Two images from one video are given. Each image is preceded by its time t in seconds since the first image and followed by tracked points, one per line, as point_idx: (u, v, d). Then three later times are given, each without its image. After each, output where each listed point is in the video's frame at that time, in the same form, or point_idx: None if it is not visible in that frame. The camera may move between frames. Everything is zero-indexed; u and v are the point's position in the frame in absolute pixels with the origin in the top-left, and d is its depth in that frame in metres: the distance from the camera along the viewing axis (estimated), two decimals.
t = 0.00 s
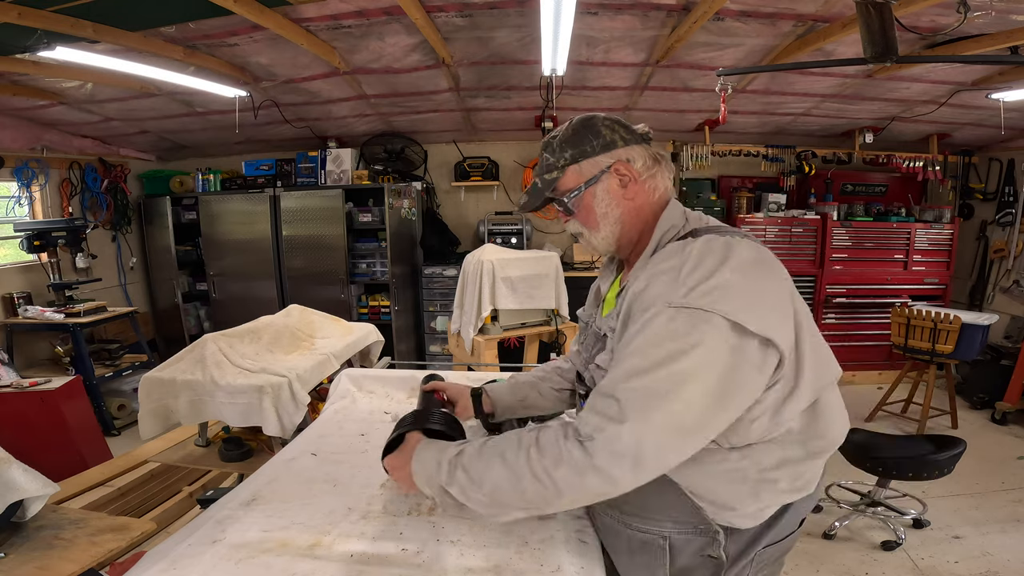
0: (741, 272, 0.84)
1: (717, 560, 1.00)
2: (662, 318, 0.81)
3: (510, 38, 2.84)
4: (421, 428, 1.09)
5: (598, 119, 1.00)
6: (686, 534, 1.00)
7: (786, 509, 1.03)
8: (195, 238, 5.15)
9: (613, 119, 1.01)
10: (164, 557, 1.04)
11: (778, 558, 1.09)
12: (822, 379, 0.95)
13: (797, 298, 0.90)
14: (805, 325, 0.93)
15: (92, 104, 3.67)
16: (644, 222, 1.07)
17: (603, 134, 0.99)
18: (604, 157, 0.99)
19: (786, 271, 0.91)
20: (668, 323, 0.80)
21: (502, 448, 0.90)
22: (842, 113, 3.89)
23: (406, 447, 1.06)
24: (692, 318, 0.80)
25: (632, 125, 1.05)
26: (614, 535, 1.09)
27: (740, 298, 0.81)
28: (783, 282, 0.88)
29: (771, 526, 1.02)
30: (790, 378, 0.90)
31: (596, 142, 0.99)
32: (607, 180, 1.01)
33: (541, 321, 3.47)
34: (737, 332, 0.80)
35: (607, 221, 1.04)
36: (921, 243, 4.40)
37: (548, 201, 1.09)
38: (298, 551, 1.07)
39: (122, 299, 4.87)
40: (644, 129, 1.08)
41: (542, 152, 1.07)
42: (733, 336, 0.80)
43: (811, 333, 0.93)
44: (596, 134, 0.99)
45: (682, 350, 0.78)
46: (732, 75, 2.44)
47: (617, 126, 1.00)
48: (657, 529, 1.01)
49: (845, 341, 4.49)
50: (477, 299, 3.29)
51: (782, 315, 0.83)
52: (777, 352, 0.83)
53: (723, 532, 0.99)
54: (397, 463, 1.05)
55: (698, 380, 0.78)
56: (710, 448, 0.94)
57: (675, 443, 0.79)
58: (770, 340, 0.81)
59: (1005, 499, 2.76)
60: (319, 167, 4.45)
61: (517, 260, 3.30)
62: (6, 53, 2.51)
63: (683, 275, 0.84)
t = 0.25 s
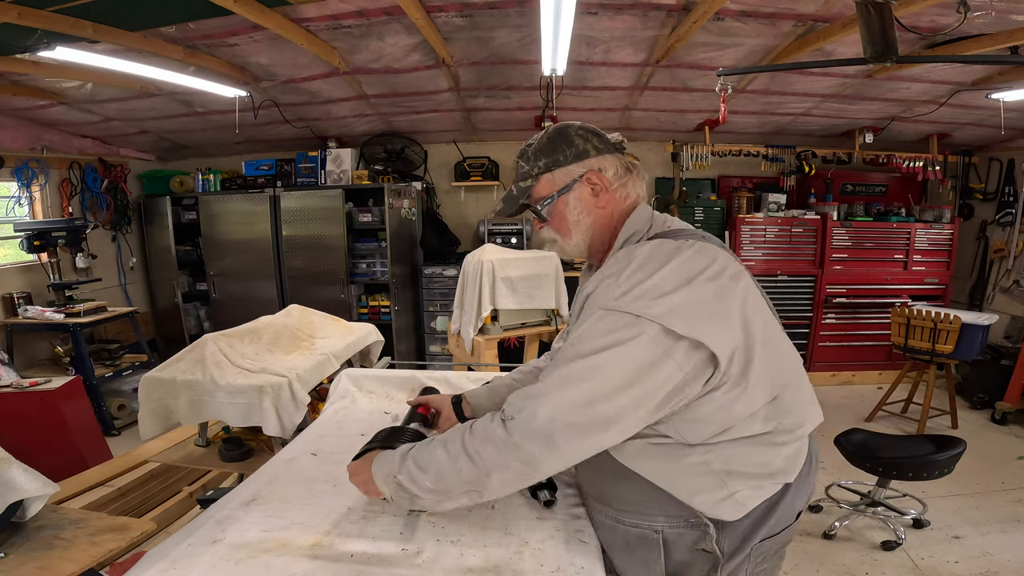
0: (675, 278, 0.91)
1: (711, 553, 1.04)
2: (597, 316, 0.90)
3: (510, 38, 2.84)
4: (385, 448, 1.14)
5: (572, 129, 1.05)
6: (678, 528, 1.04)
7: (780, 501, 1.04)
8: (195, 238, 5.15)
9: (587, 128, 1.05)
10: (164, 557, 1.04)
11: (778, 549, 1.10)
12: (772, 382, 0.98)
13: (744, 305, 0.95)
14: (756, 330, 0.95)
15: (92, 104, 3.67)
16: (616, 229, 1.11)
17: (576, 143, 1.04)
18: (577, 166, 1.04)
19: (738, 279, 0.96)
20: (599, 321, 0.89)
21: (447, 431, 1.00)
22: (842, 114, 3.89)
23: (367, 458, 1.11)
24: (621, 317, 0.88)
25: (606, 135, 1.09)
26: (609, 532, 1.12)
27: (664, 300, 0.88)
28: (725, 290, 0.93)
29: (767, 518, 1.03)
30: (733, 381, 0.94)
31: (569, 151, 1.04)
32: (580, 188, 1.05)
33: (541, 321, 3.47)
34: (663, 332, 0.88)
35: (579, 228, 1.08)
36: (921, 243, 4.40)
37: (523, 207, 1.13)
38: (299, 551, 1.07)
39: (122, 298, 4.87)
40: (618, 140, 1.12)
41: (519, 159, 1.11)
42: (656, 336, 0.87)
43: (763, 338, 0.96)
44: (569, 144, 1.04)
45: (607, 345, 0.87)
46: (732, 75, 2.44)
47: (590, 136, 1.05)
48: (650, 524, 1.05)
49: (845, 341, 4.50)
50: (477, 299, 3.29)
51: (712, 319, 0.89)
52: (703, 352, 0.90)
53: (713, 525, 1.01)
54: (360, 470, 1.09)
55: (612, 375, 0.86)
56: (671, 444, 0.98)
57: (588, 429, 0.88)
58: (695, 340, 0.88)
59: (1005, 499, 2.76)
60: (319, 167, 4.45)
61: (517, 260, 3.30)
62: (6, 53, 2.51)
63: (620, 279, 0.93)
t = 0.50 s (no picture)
0: (648, 279, 0.92)
1: (696, 549, 1.04)
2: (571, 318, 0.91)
3: (510, 38, 2.84)
4: (379, 460, 1.14)
5: (553, 135, 1.05)
6: (663, 523, 1.04)
7: (763, 497, 1.03)
8: (195, 238, 5.15)
9: (568, 134, 1.05)
10: (165, 557, 1.04)
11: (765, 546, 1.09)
12: (744, 380, 0.98)
13: (719, 305, 0.94)
14: (728, 329, 0.95)
15: (92, 104, 3.67)
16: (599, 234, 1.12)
17: (557, 150, 1.04)
18: (558, 173, 1.04)
19: (711, 279, 0.96)
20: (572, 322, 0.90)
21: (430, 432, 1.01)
22: (842, 114, 3.89)
23: (361, 470, 1.12)
24: (593, 318, 0.89)
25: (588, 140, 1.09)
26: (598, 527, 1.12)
27: (633, 300, 0.89)
28: (698, 291, 0.93)
29: (751, 515, 1.02)
30: (705, 378, 0.93)
31: (550, 158, 1.04)
32: (561, 194, 1.06)
33: (541, 321, 3.47)
34: (633, 332, 0.88)
35: (562, 233, 1.09)
36: (921, 243, 4.40)
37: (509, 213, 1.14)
38: (299, 551, 1.07)
39: (122, 299, 4.87)
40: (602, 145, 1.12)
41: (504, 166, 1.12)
42: (627, 336, 0.88)
43: (736, 337, 0.96)
44: (549, 151, 1.04)
45: (579, 346, 0.88)
46: (732, 75, 2.44)
47: (571, 142, 1.05)
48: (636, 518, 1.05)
49: (845, 342, 4.50)
50: (477, 299, 3.29)
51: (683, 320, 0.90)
52: (675, 352, 0.90)
53: (698, 521, 1.01)
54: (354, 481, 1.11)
55: (585, 373, 0.87)
56: (647, 440, 0.99)
57: (562, 426, 0.88)
58: (665, 341, 0.89)
59: (1005, 499, 2.76)
60: (319, 167, 4.45)
61: (518, 260, 3.30)
62: (6, 53, 2.51)
63: (593, 281, 0.94)
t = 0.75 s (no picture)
0: (640, 278, 0.92)
1: (689, 547, 1.04)
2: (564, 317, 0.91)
3: (510, 38, 2.84)
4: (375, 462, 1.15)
5: (544, 139, 1.05)
6: (656, 521, 1.04)
7: (755, 496, 1.03)
8: (195, 238, 5.15)
9: (559, 137, 1.06)
10: (165, 557, 1.04)
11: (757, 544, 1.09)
12: (734, 378, 0.97)
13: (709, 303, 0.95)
14: (718, 327, 0.95)
15: (92, 104, 3.67)
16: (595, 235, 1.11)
17: (549, 153, 1.04)
18: (550, 176, 1.05)
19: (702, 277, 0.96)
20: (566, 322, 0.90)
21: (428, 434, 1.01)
22: (842, 113, 3.89)
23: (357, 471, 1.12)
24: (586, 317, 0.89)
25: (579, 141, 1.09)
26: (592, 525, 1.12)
27: (625, 299, 0.89)
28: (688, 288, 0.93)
29: (742, 513, 1.03)
30: (695, 376, 0.94)
31: (542, 162, 1.04)
32: (555, 197, 1.06)
33: (541, 321, 3.47)
34: (626, 331, 0.88)
35: (558, 236, 1.09)
36: (921, 242, 4.40)
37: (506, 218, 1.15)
38: (299, 551, 1.07)
39: (122, 298, 4.87)
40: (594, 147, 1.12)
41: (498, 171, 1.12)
42: (620, 335, 0.88)
43: (726, 334, 0.96)
44: (541, 154, 1.04)
45: (572, 345, 0.88)
46: (732, 75, 2.44)
47: (563, 145, 1.05)
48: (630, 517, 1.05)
49: (845, 342, 4.50)
50: (477, 299, 3.28)
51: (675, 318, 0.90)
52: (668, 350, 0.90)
53: (690, 519, 1.02)
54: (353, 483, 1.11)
55: (578, 371, 0.87)
56: (640, 438, 0.99)
57: (557, 424, 0.88)
58: (658, 339, 0.89)
59: (1005, 499, 2.76)
60: (319, 167, 4.45)
61: (518, 260, 3.30)
62: (6, 53, 2.51)
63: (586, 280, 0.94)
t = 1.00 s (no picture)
0: (652, 276, 0.92)
1: (689, 543, 1.05)
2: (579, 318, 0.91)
3: (510, 38, 2.84)
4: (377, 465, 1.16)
5: (548, 137, 1.05)
6: (658, 518, 1.04)
7: (756, 493, 1.03)
8: (195, 238, 5.15)
9: (563, 136, 1.06)
10: (164, 557, 1.04)
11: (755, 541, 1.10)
12: (743, 374, 0.98)
13: (717, 298, 0.95)
14: (727, 321, 0.96)
15: (92, 104, 3.67)
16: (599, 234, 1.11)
17: (553, 152, 1.04)
18: (554, 175, 1.04)
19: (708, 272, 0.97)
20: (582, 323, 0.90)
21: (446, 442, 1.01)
22: (842, 114, 3.89)
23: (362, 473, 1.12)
24: (602, 318, 0.89)
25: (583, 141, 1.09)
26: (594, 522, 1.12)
27: (640, 297, 0.89)
28: (697, 284, 0.94)
29: (743, 510, 1.03)
30: (706, 373, 0.95)
31: (546, 161, 1.04)
32: (560, 196, 1.06)
33: (541, 321, 3.47)
34: (642, 329, 0.88)
35: (562, 234, 1.09)
36: (921, 243, 4.40)
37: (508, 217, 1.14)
38: (299, 551, 1.07)
39: (122, 299, 4.87)
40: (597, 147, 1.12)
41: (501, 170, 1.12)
42: (636, 333, 0.88)
43: (733, 329, 0.97)
44: (545, 153, 1.04)
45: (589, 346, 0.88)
46: (732, 75, 2.44)
47: (567, 144, 1.05)
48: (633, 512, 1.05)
49: (845, 342, 4.50)
50: (477, 299, 3.28)
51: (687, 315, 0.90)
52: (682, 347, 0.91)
53: (692, 517, 1.02)
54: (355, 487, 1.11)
55: (597, 371, 0.87)
56: (647, 434, 1.00)
57: (579, 426, 0.88)
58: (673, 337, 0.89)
59: (1005, 499, 2.76)
60: (319, 167, 4.45)
61: (517, 260, 3.30)
62: (6, 53, 2.51)
63: (598, 279, 0.94)
